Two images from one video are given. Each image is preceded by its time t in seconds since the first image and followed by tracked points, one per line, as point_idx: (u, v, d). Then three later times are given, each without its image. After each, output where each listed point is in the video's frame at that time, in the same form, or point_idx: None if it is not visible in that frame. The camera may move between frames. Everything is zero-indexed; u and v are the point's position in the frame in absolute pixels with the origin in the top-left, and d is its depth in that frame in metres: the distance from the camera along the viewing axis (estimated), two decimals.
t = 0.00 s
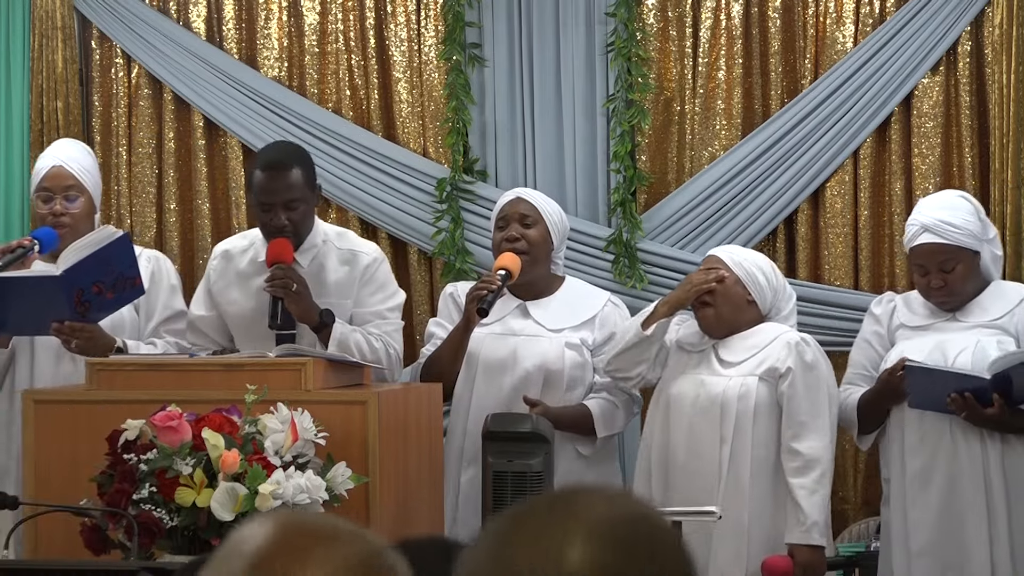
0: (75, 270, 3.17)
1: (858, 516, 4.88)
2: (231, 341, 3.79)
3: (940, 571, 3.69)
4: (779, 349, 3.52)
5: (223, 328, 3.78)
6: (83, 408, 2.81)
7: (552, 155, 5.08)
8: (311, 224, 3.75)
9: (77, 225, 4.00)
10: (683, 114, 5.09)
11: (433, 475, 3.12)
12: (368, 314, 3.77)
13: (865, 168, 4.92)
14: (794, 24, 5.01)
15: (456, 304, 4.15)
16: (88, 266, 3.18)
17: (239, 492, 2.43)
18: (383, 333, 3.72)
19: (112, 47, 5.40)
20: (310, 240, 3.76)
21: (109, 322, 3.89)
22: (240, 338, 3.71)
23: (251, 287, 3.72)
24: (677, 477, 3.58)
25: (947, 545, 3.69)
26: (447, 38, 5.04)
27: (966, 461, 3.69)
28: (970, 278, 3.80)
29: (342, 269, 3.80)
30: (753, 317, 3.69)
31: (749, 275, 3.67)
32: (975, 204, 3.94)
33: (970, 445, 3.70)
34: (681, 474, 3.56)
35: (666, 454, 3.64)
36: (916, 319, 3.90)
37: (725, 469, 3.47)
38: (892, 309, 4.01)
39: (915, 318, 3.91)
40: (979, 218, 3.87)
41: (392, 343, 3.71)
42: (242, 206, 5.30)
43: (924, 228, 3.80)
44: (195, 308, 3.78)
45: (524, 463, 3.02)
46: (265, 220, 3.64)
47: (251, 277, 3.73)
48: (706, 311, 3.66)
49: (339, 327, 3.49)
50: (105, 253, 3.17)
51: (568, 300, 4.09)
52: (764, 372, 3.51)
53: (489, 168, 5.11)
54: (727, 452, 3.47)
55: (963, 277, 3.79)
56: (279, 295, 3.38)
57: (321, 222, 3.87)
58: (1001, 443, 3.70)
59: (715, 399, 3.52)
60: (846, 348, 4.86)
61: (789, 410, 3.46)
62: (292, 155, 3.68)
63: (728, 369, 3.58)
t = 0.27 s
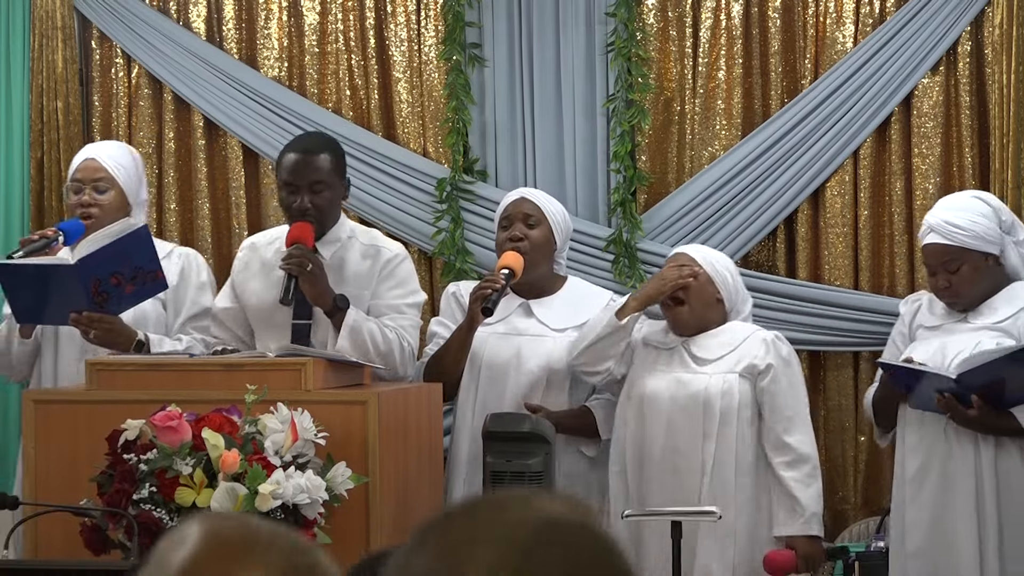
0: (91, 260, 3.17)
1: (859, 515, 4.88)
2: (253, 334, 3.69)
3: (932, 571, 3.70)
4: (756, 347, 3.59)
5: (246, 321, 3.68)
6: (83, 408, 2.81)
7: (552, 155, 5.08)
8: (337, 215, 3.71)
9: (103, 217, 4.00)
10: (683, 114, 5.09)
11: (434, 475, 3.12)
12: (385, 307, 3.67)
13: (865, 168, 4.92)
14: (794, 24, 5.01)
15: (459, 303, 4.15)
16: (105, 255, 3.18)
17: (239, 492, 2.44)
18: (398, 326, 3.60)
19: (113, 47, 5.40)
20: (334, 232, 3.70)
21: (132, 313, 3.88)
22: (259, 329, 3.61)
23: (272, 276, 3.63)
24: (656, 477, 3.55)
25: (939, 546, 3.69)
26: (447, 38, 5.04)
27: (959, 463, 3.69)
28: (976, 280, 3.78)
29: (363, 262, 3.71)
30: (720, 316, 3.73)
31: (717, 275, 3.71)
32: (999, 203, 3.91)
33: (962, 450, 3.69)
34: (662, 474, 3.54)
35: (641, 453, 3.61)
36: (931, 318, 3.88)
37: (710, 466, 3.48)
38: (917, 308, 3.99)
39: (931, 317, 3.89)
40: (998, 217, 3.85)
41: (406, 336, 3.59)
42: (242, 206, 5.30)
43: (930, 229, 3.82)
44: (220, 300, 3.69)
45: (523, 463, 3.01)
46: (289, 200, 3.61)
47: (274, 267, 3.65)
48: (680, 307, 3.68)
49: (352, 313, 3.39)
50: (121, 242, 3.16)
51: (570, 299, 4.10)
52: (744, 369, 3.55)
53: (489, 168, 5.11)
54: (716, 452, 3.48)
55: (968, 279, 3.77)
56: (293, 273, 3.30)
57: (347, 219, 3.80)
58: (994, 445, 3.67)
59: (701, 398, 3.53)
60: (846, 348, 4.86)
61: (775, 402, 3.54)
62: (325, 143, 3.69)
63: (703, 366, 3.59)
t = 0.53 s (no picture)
0: (78, 299, 3.11)
1: (859, 515, 4.88)
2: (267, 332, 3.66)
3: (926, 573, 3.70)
4: (734, 345, 3.62)
5: (260, 317, 3.66)
6: (83, 408, 2.81)
7: (552, 155, 5.08)
8: (352, 212, 3.71)
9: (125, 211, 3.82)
10: (683, 114, 5.09)
11: (433, 473, 3.12)
12: (395, 301, 3.65)
13: (865, 168, 4.92)
14: (794, 24, 5.01)
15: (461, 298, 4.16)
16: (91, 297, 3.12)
17: (239, 492, 2.44)
18: (407, 318, 3.59)
19: (113, 47, 5.40)
20: (348, 228, 3.71)
21: (145, 325, 3.71)
22: (271, 321, 3.60)
23: (286, 270, 3.64)
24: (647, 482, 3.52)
25: (932, 548, 3.69)
26: (446, 38, 5.04)
27: (955, 465, 3.69)
28: (981, 283, 3.77)
29: (377, 255, 3.71)
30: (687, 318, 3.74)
31: (683, 279, 3.71)
32: (1012, 203, 3.88)
33: (958, 455, 3.68)
34: (655, 479, 3.51)
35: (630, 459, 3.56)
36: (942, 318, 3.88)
37: (707, 468, 3.48)
38: (936, 307, 3.98)
39: (945, 315, 3.90)
40: (1010, 218, 3.83)
41: (415, 329, 3.57)
42: (242, 206, 5.30)
43: (938, 231, 3.83)
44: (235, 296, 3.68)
45: (520, 463, 3.00)
46: (303, 192, 3.63)
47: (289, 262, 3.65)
48: (658, 316, 3.64)
49: (360, 301, 3.38)
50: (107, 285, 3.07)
51: (572, 296, 4.10)
52: (730, 367, 3.57)
53: (490, 168, 5.11)
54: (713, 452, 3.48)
55: (973, 280, 3.76)
56: (303, 259, 3.27)
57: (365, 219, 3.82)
58: (988, 448, 3.64)
59: (698, 399, 3.51)
60: (846, 348, 4.85)
61: (758, 397, 3.59)
62: (345, 142, 3.70)
63: (688, 366, 3.58)
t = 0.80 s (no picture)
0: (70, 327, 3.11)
1: (859, 515, 4.88)
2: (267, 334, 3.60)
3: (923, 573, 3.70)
4: (721, 337, 3.66)
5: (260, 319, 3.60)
6: (83, 408, 2.81)
7: (552, 155, 5.08)
8: (354, 213, 3.66)
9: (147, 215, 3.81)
10: (683, 114, 5.09)
11: (433, 473, 3.12)
12: (398, 307, 3.62)
13: (865, 168, 4.93)
14: (794, 24, 5.01)
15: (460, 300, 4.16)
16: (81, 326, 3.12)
17: (239, 492, 2.44)
18: (410, 325, 3.56)
19: (113, 47, 5.40)
20: (351, 231, 3.67)
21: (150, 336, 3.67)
22: (272, 324, 3.54)
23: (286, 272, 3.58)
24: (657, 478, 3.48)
25: (929, 548, 3.69)
26: (446, 38, 5.04)
27: (954, 467, 3.69)
28: (982, 284, 3.77)
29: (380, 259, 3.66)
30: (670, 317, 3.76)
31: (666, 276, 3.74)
32: (1017, 203, 3.87)
33: (958, 455, 3.68)
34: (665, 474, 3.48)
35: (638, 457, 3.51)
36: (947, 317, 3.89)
37: (717, 462, 3.46)
38: (941, 306, 3.98)
39: (948, 314, 3.90)
40: (1014, 218, 3.81)
41: (417, 336, 3.56)
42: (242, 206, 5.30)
43: (941, 230, 3.84)
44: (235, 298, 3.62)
45: (518, 462, 2.94)
46: (303, 201, 3.56)
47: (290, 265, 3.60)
48: (651, 310, 3.66)
49: (363, 311, 3.36)
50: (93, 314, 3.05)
51: (571, 297, 4.10)
52: (725, 359, 3.59)
53: (490, 168, 5.11)
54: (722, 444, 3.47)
55: (975, 280, 3.77)
56: (305, 269, 3.23)
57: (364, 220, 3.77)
58: (987, 449, 3.64)
59: (707, 391, 3.50)
60: (847, 348, 4.85)
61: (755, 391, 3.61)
62: (342, 144, 3.64)
63: (685, 361, 3.58)
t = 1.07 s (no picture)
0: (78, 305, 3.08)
1: (859, 515, 4.88)
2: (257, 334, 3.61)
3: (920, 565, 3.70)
4: (732, 341, 3.69)
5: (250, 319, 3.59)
6: (83, 408, 2.81)
7: (552, 156, 5.08)
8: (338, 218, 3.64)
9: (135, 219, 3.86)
10: (683, 114, 5.09)
11: (433, 473, 3.12)
12: (388, 312, 3.61)
13: (865, 168, 4.93)
14: (794, 24, 5.01)
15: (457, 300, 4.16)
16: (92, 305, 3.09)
17: (239, 492, 2.44)
18: (402, 331, 3.56)
19: (112, 47, 5.40)
20: (337, 235, 3.65)
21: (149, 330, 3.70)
22: (262, 328, 3.54)
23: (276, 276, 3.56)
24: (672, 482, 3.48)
25: (928, 540, 3.69)
26: (447, 38, 5.05)
27: (958, 461, 3.69)
28: (974, 281, 3.78)
29: (367, 263, 3.65)
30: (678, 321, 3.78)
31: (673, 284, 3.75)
32: (1008, 203, 3.88)
33: (961, 450, 3.69)
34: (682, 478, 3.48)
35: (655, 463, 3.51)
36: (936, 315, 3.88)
37: (733, 464, 3.50)
38: (927, 304, 3.98)
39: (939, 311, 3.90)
40: (1007, 217, 3.82)
41: (409, 342, 3.56)
42: (242, 206, 5.30)
43: (936, 228, 3.83)
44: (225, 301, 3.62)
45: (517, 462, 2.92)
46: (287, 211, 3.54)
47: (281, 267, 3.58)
48: (662, 318, 3.67)
49: (352, 322, 3.38)
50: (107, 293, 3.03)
51: (569, 298, 4.10)
52: (737, 362, 3.63)
53: (489, 168, 5.11)
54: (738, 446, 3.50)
55: (967, 279, 3.77)
56: (292, 287, 3.25)
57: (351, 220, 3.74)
58: (992, 445, 3.64)
59: (723, 395, 3.52)
60: (847, 348, 4.85)
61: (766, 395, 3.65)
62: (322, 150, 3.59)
63: (699, 365, 3.60)
